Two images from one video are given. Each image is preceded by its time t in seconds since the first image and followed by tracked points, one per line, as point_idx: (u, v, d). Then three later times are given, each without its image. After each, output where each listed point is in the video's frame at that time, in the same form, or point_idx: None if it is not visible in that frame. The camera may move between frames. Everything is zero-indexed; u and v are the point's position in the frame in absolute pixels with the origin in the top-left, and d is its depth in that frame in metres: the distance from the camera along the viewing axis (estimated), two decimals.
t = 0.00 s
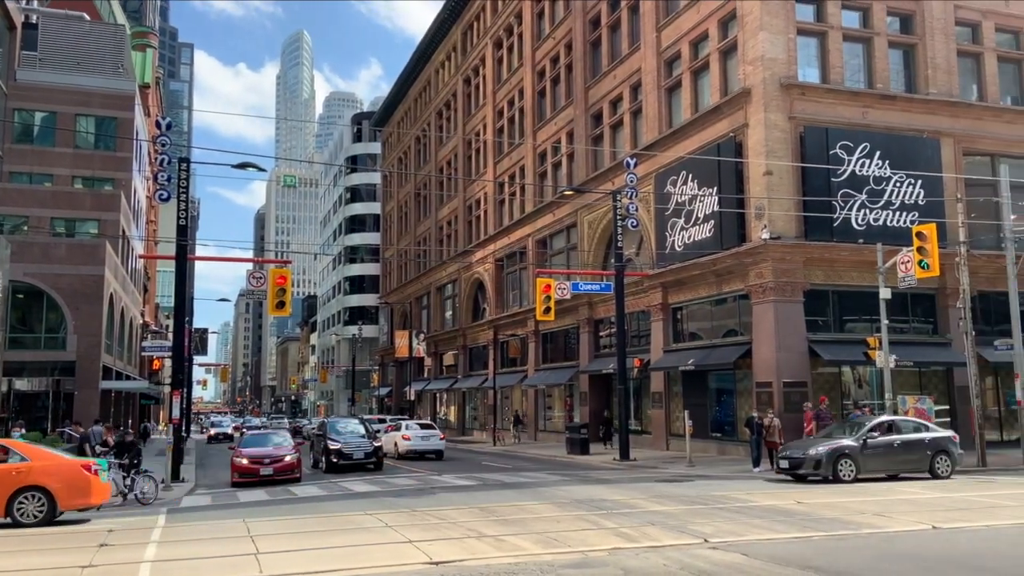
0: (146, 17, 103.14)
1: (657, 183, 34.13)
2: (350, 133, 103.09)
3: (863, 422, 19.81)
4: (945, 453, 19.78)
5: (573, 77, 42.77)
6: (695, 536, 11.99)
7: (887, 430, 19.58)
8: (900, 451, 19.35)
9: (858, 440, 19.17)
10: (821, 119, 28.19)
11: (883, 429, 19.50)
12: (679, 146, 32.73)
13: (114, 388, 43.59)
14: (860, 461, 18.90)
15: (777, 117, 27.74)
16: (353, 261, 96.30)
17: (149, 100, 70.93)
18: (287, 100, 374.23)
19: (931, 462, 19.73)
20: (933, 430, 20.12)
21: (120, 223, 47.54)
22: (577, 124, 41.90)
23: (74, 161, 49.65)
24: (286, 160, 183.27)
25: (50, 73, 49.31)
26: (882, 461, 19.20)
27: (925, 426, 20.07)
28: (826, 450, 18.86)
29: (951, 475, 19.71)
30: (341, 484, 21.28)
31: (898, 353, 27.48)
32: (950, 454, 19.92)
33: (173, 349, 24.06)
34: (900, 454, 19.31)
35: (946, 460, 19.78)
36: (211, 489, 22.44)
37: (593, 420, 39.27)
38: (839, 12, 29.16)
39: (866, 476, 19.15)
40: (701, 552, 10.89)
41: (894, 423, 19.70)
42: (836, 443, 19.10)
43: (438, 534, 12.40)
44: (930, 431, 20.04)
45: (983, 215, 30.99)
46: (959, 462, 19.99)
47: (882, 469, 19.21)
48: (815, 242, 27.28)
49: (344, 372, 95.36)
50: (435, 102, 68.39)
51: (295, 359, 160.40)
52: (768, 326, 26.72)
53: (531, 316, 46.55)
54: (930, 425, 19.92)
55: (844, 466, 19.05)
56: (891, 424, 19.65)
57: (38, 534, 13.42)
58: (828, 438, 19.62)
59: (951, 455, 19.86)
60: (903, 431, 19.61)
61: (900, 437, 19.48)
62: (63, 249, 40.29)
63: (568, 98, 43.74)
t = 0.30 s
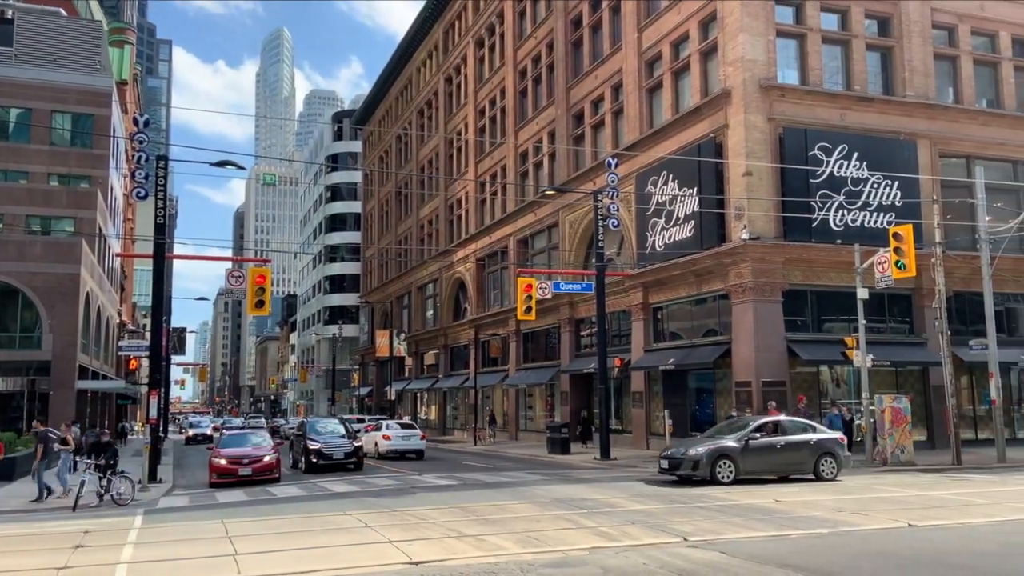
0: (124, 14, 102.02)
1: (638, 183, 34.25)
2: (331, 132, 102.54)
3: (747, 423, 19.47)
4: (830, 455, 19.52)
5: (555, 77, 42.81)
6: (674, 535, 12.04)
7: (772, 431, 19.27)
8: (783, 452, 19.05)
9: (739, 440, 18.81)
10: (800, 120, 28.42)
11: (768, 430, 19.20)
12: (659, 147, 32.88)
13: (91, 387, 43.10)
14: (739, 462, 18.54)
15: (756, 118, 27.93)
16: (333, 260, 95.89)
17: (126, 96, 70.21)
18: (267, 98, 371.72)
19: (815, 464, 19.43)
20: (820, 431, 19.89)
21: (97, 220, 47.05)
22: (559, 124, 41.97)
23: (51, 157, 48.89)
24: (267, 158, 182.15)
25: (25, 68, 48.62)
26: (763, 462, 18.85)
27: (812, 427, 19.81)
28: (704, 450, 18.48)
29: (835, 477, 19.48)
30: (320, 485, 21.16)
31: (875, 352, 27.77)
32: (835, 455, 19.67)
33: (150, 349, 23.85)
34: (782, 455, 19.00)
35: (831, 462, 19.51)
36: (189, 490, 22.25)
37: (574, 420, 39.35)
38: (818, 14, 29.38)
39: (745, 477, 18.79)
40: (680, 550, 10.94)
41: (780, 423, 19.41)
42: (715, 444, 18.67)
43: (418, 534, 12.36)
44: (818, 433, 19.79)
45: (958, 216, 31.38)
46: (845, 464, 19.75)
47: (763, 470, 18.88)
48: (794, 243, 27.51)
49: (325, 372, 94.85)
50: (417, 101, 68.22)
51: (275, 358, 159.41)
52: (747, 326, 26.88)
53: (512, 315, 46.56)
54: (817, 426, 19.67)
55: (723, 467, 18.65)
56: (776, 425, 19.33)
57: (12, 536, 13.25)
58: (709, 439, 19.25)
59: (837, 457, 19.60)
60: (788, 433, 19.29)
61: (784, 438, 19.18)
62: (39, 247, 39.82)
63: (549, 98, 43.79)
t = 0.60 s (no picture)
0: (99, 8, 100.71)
1: (617, 183, 34.37)
2: (310, 130, 101.94)
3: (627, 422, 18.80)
4: (711, 456, 18.94)
5: (535, 77, 42.86)
6: (652, 535, 12.09)
7: (652, 431, 18.60)
8: (661, 454, 18.42)
9: (615, 442, 18.17)
10: (777, 123, 28.67)
11: (648, 430, 18.55)
12: (639, 148, 33.02)
13: (63, 387, 42.50)
14: (613, 465, 17.92)
15: (735, 120, 28.13)
16: (312, 259, 95.41)
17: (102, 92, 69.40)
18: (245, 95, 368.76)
19: (695, 465, 18.83)
20: (703, 432, 19.29)
21: (71, 218, 46.45)
22: (539, 124, 42.02)
23: (24, 153, 48.21)
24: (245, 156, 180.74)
25: None
26: (638, 465, 18.21)
27: (696, 427, 19.20)
28: (578, 452, 17.78)
29: (716, 479, 18.89)
30: (298, 485, 21.01)
31: (851, 353, 28.09)
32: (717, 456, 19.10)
33: (125, 348, 23.57)
34: (659, 457, 18.39)
35: (712, 464, 18.94)
36: (164, 491, 22.04)
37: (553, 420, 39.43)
38: (795, 18, 29.65)
39: (619, 479, 18.17)
40: (658, 549, 11.00)
41: (661, 423, 18.74)
42: (589, 446, 18.00)
43: (396, 534, 12.33)
44: (701, 433, 19.17)
45: (932, 218, 31.80)
46: (727, 465, 19.19)
47: (639, 473, 18.28)
48: (771, 244, 27.77)
49: (303, 371, 94.26)
50: (397, 100, 68.01)
51: (252, 357, 158.23)
52: (726, 326, 27.05)
53: (492, 315, 46.56)
54: (700, 427, 19.05)
55: (595, 470, 17.97)
56: (656, 425, 18.67)
57: None
58: (584, 440, 18.57)
59: (718, 458, 19.03)
60: (667, 434, 18.65)
61: (663, 439, 18.53)
62: (12, 245, 39.27)
63: (529, 98, 43.83)
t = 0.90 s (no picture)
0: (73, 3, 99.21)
1: (596, 184, 34.47)
2: (288, 128, 101.24)
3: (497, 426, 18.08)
4: (586, 459, 18.25)
5: (515, 77, 42.87)
6: (629, 534, 12.15)
7: (524, 435, 17.90)
8: (530, 458, 17.69)
9: (482, 446, 17.43)
10: (754, 125, 28.90)
11: (519, 433, 17.86)
12: (618, 149, 33.13)
13: (35, 386, 41.80)
14: (478, 471, 17.15)
15: (713, 123, 28.31)
16: (289, 258, 94.86)
17: (76, 88, 68.40)
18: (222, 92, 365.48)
19: (568, 469, 18.12)
20: (580, 434, 18.61)
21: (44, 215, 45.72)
22: (518, 124, 42.06)
23: None
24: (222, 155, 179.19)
25: None
26: (506, 469, 17.45)
27: (571, 429, 18.53)
28: (440, 457, 16.97)
29: (590, 484, 18.19)
30: (274, 486, 20.85)
31: (825, 353, 28.41)
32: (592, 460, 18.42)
33: (98, 346, 23.28)
34: (529, 462, 17.65)
35: (587, 468, 18.24)
36: (137, 491, 21.76)
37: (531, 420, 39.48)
38: (772, 22, 29.91)
39: (485, 485, 17.39)
40: (634, 549, 11.05)
41: (533, 426, 18.05)
42: (452, 450, 17.22)
43: (373, 535, 12.28)
44: (576, 435, 18.50)
45: (905, 221, 32.23)
46: (604, 469, 18.50)
47: (508, 478, 17.52)
48: (748, 245, 27.99)
49: (280, 371, 93.62)
50: (376, 98, 67.71)
51: (228, 357, 156.88)
52: (703, 326, 27.22)
53: (470, 315, 46.53)
54: (574, 429, 18.41)
55: (459, 476, 17.16)
56: (527, 428, 17.97)
57: None
58: (451, 444, 17.79)
59: (593, 461, 18.35)
60: (538, 437, 17.95)
61: (534, 443, 17.80)
62: None
63: (508, 99, 43.83)
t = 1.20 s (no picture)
0: None
1: (577, 185, 34.54)
2: (267, 127, 100.57)
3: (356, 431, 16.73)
4: (453, 464, 16.97)
5: (495, 78, 42.86)
6: (607, 535, 12.17)
7: (385, 440, 16.58)
8: (391, 464, 16.35)
9: (338, 453, 16.05)
10: (733, 127, 29.08)
11: (381, 438, 16.55)
12: (598, 150, 33.21)
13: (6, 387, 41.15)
14: (330, 479, 15.77)
15: (692, 124, 28.46)
16: (267, 257, 94.21)
17: (51, 85, 67.47)
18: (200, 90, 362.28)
19: (433, 475, 16.81)
20: (450, 438, 17.34)
21: (16, 213, 45.05)
22: (498, 124, 42.04)
23: None
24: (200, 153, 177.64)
25: None
26: (363, 477, 16.09)
27: (440, 433, 17.26)
28: (288, 465, 15.60)
29: (458, 490, 16.92)
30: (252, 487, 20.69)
31: (803, 354, 28.66)
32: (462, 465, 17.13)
33: (72, 346, 22.98)
34: (390, 469, 16.27)
35: (454, 474, 16.94)
36: (111, 493, 21.49)
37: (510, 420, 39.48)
38: (751, 24, 30.13)
39: (340, 494, 16.02)
40: (613, 549, 11.08)
41: (396, 430, 16.76)
42: (303, 458, 15.85)
43: (352, 536, 12.21)
44: (446, 439, 17.23)
45: (881, 223, 32.58)
46: (474, 474, 17.21)
47: (365, 486, 16.16)
48: (726, 246, 28.15)
49: (257, 371, 92.92)
50: (356, 97, 67.42)
51: (206, 357, 155.59)
52: (682, 327, 27.36)
53: (450, 315, 46.43)
54: (444, 432, 17.15)
55: (310, 486, 15.80)
56: (389, 432, 16.67)
57: None
58: (305, 451, 16.40)
59: (463, 467, 17.09)
60: (402, 441, 16.66)
61: (396, 449, 16.48)
62: None
63: (489, 99, 43.80)
